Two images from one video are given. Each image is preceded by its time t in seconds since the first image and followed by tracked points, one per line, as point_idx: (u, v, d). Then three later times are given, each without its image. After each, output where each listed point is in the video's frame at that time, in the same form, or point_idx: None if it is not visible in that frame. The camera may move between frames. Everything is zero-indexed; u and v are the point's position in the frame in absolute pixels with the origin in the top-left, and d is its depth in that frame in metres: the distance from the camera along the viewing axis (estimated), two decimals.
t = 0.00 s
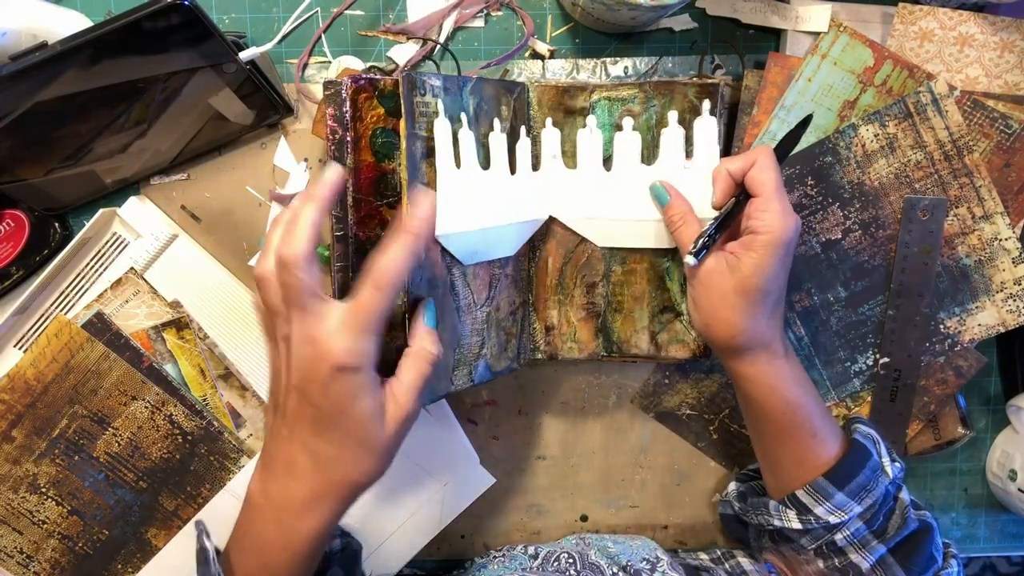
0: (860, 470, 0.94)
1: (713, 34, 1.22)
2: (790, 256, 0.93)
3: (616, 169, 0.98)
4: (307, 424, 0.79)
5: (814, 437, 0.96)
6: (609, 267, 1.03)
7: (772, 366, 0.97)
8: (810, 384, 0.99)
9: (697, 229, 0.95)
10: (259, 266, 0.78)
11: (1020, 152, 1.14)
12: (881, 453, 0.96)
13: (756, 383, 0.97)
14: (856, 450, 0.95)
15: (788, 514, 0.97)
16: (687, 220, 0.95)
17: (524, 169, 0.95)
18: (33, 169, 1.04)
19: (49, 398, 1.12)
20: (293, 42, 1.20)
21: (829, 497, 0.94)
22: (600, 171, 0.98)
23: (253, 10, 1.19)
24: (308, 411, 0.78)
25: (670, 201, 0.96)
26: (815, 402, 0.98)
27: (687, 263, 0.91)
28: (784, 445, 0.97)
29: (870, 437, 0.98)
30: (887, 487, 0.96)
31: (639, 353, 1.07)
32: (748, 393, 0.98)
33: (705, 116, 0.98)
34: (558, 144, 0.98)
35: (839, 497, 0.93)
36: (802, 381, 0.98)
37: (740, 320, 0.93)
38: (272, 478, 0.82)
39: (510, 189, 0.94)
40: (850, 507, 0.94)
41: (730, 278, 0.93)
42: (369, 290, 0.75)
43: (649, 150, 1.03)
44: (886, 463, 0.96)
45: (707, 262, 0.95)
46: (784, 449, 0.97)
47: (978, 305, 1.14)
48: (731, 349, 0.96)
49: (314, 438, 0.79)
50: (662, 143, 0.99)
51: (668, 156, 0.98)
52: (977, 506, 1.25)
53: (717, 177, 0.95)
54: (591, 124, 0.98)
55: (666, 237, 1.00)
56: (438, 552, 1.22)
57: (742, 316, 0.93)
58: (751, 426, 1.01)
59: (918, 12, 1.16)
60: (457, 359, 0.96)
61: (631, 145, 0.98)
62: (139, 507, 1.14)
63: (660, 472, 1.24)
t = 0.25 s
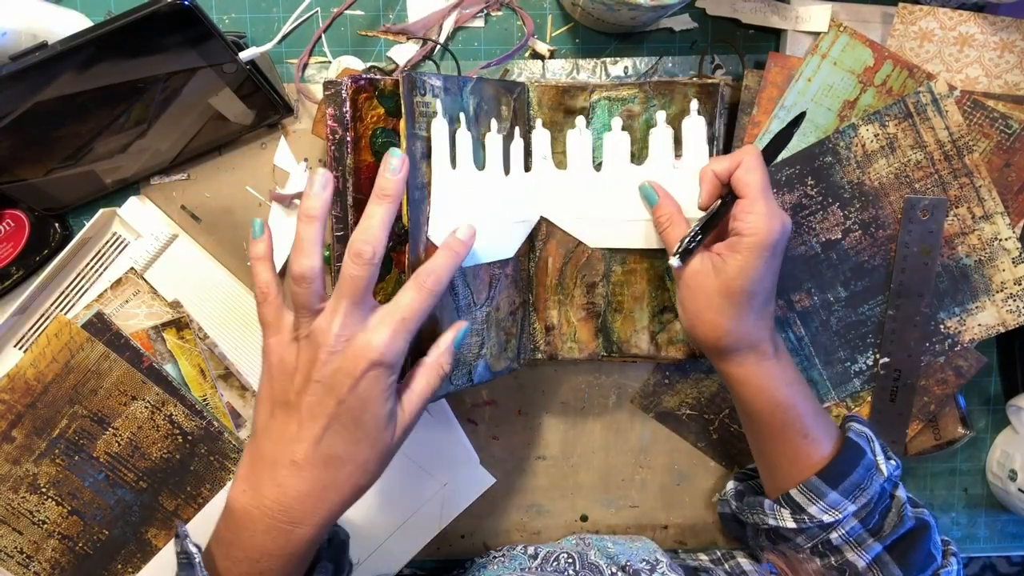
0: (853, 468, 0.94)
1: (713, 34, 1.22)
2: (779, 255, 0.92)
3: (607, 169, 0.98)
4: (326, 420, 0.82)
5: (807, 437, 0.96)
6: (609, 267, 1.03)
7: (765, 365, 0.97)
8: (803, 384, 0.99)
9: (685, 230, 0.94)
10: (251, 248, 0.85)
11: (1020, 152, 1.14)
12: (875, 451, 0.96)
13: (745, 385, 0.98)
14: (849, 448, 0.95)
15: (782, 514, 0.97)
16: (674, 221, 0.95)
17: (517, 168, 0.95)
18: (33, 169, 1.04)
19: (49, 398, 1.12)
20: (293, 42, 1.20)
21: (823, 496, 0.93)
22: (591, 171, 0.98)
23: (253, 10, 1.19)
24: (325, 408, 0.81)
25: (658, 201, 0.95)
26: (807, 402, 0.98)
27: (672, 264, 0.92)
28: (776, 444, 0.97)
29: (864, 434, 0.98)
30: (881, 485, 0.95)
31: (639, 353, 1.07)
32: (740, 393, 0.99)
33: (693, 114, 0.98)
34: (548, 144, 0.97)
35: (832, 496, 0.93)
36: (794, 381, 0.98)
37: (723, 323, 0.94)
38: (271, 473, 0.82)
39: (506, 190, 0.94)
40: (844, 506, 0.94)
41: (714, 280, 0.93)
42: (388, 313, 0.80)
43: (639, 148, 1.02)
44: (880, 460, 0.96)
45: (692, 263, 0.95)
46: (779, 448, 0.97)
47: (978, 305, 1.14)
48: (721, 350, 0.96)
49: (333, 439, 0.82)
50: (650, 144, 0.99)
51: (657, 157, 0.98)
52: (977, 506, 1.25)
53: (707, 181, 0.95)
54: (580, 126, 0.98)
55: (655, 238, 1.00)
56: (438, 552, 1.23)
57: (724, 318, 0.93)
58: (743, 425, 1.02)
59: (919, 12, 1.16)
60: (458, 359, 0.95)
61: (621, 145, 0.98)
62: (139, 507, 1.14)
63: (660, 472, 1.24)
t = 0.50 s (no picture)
0: (837, 472, 0.95)
1: (713, 34, 1.22)
2: (754, 270, 0.92)
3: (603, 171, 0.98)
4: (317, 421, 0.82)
5: (788, 445, 0.98)
6: (609, 267, 1.03)
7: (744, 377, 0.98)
8: (786, 393, 1.00)
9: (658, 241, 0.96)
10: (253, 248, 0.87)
11: (1020, 152, 1.14)
12: (860, 456, 0.97)
13: (720, 396, 1.00)
14: (833, 453, 0.97)
15: (767, 517, 0.98)
16: (646, 233, 0.97)
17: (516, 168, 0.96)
18: (33, 169, 1.04)
19: (49, 398, 1.12)
20: (293, 42, 1.20)
21: (807, 500, 0.95)
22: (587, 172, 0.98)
23: (253, 10, 1.19)
24: (317, 406, 0.82)
25: (633, 212, 0.97)
26: (788, 411, 0.99)
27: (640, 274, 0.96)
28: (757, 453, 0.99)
29: (850, 439, 1.00)
30: (865, 490, 0.97)
31: (639, 353, 1.07)
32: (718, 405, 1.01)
33: (687, 122, 0.98)
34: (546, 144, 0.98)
35: (816, 500, 0.95)
36: (774, 391, 0.99)
37: (696, 338, 0.96)
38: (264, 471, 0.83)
39: (504, 190, 0.94)
40: (828, 510, 0.95)
41: (684, 293, 0.95)
42: (382, 312, 0.80)
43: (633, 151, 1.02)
44: (865, 465, 0.98)
45: (664, 273, 0.97)
46: (761, 456, 0.99)
47: (978, 305, 1.14)
48: (698, 363, 0.98)
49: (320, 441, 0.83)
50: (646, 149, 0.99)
51: (651, 160, 0.98)
52: (977, 506, 1.25)
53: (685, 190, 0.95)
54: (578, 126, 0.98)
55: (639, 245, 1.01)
56: (438, 552, 1.23)
57: (697, 333, 0.95)
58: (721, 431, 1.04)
59: (919, 12, 1.16)
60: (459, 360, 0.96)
61: (618, 145, 0.98)
62: (139, 507, 1.14)
63: (660, 472, 1.24)
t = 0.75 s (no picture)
0: (833, 479, 0.95)
1: (713, 34, 1.22)
2: (742, 276, 0.91)
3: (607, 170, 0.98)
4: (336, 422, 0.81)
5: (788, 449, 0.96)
6: (609, 267, 1.03)
7: (735, 382, 0.97)
8: (784, 394, 0.99)
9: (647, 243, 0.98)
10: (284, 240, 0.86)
11: (1020, 152, 1.14)
12: (858, 463, 0.96)
13: (715, 399, 0.99)
14: (831, 459, 0.96)
15: (762, 524, 0.99)
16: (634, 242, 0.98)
17: (518, 169, 0.95)
18: (33, 169, 1.04)
19: (49, 398, 1.12)
20: (293, 42, 1.20)
21: (802, 507, 0.95)
22: (590, 171, 0.98)
23: (253, 10, 1.19)
24: (343, 407, 0.80)
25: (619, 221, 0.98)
26: (785, 415, 0.98)
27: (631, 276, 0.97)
28: (754, 458, 0.98)
29: (848, 445, 0.98)
30: (864, 497, 0.96)
31: (639, 353, 1.06)
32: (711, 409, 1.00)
33: (695, 119, 0.98)
34: (550, 142, 0.97)
35: (812, 507, 0.94)
36: (771, 397, 0.98)
37: (686, 340, 0.96)
38: (283, 472, 0.82)
39: (507, 189, 0.94)
40: (824, 517, 0.94)
41: (671, 297, 0.95)
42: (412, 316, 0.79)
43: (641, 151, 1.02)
44: (863, 472, 0.96)
45: (650, 274, 0.97)
46: (759, 461, 0.98)
47: (978, 305, 1.14)
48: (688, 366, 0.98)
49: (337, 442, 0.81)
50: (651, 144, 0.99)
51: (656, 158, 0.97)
52: (977, 506, 1.25)
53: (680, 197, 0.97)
54: (583, 123, 0.97)
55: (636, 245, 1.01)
56: (438, 552, 1.23)
57: (685, 335, 0.96)
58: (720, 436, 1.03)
59: (919, 12, 1.16)
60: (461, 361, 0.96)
61: (623, 144, 0.97)
62: (139, 507, 1.14)
63: (660, 472, 1.24)
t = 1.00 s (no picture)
0: (818, 493, 0.97)
1: (713, 34, 1.22)
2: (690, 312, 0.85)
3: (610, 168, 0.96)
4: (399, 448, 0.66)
5: (771, 468, 0.98)
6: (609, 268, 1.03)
7: (711, 409, 0.97)
8: (767, 415, 0.98)
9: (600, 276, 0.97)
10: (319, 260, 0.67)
11: (1020, 152, 1.14)
12: (843, 476, 0.98)
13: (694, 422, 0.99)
14: (815, 474, 0.98)
15: (749, 538, 1.02)
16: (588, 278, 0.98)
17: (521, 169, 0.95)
18: (33, 169, 1.04)
19: (49, 398, 1.12)
20: (293, 42, 1.20)
21: (787, 522, 0.97)
22: (592, 170, 0.96)
23: (253, 10, 1.19)
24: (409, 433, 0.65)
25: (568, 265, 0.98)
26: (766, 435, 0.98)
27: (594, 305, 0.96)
28: (734, 477, 1.00)
29: (833, 458, 1.00)
30: (850, 508, 0.98)
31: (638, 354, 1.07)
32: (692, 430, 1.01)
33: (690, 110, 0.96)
34: (549, 145, 0.96)
35: (797, 522, 0.97)
36: (751, 418, 0.97)
37: (653, 369, 0.94)
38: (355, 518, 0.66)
39: (508, 191, 0.94)
40: (809, 531, 0.97)
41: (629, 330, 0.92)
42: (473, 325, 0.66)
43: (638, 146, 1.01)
44: (849, 484, 0.98)
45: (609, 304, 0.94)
46: (740, 480, 1.00)
47: (978, 305, 1.13)
48: (664, 391, 0.98)
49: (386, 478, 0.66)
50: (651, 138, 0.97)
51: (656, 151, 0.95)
52: (977, 506, 1.25)
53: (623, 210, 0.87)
54: (580, 127, 0.97)
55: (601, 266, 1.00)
56: (438, 552, 1.23)
57: (651, 366, 0.94)
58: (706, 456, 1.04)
59: (919, 12, 1.16)
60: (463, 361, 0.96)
61: (624, 141, 0.96)
62: (139, 507, 1.14)
63: (660, 472, 1.24)
